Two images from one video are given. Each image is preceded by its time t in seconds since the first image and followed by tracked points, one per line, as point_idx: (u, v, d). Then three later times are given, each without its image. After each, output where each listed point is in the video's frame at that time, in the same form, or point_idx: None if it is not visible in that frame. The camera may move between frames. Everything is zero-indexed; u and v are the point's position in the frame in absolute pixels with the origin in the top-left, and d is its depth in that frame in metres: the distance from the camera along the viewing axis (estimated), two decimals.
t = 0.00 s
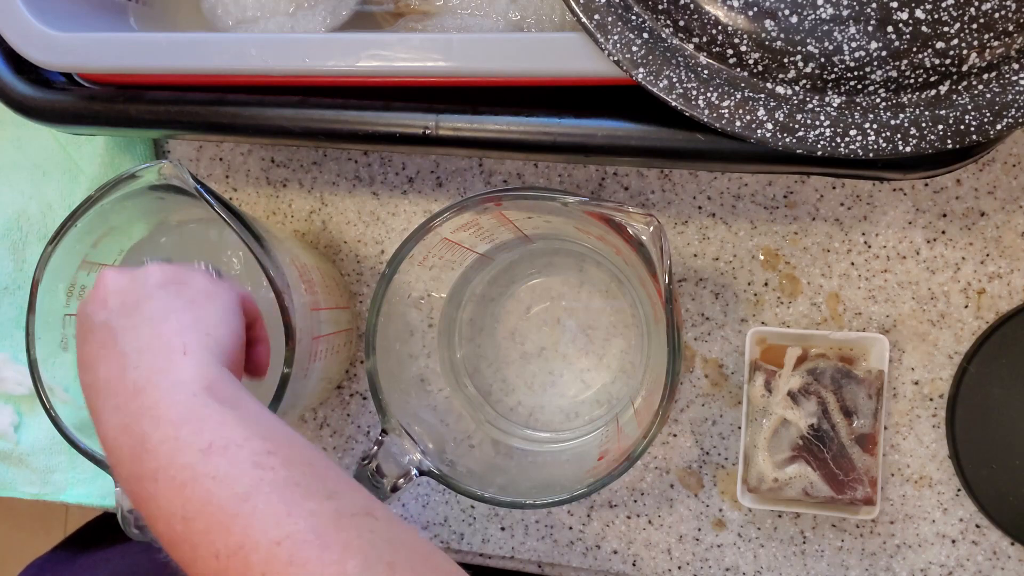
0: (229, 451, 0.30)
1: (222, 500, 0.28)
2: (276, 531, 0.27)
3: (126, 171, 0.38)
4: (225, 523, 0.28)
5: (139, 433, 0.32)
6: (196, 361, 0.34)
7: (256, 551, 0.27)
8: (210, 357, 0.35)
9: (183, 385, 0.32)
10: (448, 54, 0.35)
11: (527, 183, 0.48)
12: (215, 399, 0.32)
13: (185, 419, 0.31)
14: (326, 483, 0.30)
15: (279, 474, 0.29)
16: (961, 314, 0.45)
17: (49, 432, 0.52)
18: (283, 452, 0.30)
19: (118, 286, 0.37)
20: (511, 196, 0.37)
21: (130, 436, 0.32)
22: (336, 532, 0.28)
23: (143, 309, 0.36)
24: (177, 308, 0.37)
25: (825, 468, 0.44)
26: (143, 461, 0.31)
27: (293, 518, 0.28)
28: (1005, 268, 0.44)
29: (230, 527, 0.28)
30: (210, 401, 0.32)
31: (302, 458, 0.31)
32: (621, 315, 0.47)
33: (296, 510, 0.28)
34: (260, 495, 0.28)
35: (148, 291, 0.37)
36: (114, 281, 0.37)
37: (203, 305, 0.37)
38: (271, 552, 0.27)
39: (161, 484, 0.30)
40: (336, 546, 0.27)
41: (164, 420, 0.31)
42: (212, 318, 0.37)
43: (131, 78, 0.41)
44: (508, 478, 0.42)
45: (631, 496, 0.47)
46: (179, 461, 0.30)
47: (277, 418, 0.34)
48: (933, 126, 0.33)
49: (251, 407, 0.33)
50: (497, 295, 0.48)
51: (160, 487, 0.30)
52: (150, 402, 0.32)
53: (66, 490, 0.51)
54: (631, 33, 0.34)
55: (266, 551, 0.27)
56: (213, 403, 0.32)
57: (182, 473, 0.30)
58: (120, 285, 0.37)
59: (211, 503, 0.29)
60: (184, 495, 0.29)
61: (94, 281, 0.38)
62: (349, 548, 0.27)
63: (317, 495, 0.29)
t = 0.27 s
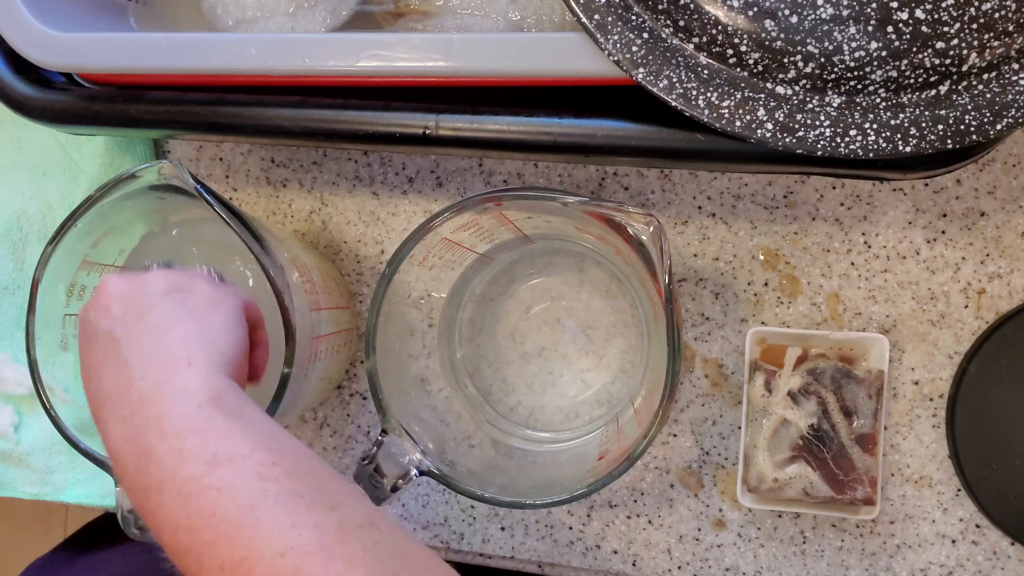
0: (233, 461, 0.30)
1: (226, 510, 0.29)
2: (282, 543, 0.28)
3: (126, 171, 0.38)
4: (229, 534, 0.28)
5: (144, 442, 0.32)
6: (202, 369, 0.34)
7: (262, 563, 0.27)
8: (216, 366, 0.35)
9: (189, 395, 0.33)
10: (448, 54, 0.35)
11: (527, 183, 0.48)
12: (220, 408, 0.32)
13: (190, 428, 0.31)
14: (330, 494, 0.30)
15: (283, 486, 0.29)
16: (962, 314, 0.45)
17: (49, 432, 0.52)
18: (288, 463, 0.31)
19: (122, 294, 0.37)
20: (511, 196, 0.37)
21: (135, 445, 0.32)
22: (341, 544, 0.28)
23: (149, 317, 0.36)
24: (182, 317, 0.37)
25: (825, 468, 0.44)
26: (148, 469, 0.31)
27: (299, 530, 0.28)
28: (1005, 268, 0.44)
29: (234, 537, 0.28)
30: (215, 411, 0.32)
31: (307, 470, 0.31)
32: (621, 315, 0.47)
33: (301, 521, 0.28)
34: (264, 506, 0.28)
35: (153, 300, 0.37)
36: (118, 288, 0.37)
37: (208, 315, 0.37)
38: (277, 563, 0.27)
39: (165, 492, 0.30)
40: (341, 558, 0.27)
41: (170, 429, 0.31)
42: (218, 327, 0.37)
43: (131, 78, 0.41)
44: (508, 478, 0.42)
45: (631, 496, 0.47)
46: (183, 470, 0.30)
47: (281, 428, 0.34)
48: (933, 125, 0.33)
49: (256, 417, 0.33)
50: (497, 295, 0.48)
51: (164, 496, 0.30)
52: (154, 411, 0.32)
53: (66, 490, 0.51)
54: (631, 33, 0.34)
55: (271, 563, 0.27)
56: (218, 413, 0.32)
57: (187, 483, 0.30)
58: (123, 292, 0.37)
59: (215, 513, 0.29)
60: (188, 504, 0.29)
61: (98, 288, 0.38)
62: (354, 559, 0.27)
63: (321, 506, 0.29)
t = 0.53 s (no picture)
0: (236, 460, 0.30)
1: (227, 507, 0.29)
2: (283, 541, 0.27)
3: (126, 171, 0.38)
4: (229, 530, 0.28)
5: (141, 438, 0.32)
6: (204, 371, 0.34)
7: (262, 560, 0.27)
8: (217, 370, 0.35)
9: (190, 395, 0.33)
10: (448, 54, 0.35)
11: (527, 183, 0.48)
12: (221, 409, 0.32)
13: (191, 426, 0.31)
14: (330, 494, 0.30)
15: (285, 484, 0.29)
16: (962, 314, 0.45)
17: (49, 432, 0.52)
18: (288, 463, 0.31)
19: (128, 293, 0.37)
20: (511, 196, 0.37)
21: (132, 439, 0.32)
22: (342, 542, 0.28)
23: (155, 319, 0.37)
24: (186, 320, 0.37)
25: (825, 468, 0.44)
26: (145, 464, 0.31)
27: (301, 527, 0.28)
28: (1005, 268, 0.44)
29: (234, 534, 0.28)
30: (216, 411, 0.32)
31: (307, 469, 0.31)
32: (621, 315, 0.47)
33: (304, 519, 0.28)
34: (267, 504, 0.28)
35: (158, 303, 0.37)
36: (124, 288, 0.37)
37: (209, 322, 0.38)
38: (278, 561, 0.27)
39: (163, 487, 0.30)
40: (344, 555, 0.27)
41: (171, 425, 0.31)
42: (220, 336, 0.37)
43: (131, 78, 0.41)
44: (508, 478, 0.42)
45: (630, 496, 0.47)
46: (183, 466, 0.30)
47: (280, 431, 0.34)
48: (933, 125, 0.33)
49: (256, 418, 0.33)
50: (497, 295, 0.48)
51: (161, 490, 0.30)
52: (155, 407, 0.32)
53: (66, 490, 0.51)
54: (631, 33, 0.34)
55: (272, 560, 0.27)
56: (220, 413, 0.32)
57: (187, 478, 0.30)
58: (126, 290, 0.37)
59: (215, 509, 0.29)
60: (187, 500, 0.29)
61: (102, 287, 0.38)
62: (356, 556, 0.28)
63: (322, 506, 0.29)
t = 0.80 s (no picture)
0: (240, 466, 0.30)
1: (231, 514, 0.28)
2: (287, 549, 0.27)
3: (126, 171, 0.38)
4: (233, 539, 0.28)
5: (146, 444, 0.31)
6: (207, 377, 0.34)
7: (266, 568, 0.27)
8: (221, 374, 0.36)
9: (193, 401, 0.33)
10: (448, 54, 0.36)
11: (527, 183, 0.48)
12: (225, 416, 0.32)
13: (195, 431, 0.31)
14: (333, 501, 0.30)
15: (289, 490, 0.29)
16: (962, 314, 0.45)
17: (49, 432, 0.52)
18: (292, 469, 0.31)
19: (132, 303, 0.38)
20: (511, 196, 0.37)
21: (137, 446, 0.32)
22: (346, 550, 0.27)
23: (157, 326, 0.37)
24: (187, 327, 0.37)
25: (825, 468, 0.44)
26: (150, 472, 0.31)
27: (306, 533, 0.27)
28: (1005, 268, 0.44)
29: (237, 542, 0.27)
30: (221, 418, 0.32)
31: (310, 477, 0.31)
32: (621, 315, 0.47)
33: (309, 526, 0.28)
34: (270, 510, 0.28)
35: (164, 311, 0.38)
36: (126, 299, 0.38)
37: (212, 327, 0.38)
38: (281, 568, 0.26)
39: (167, 495, 0.30)
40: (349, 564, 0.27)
41: (175, 431, 0.31)
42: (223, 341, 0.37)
43: (131, 78, 0.41)
44: (508, 478, 0.42)
45: (630, 496, 0.47)
46: (187, 473, 0.30)
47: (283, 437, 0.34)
48: (933, 125, 0.33)
49: (258, 423, 0.33)
50: (497, 295, 0.48)
51: (166, 498, 0.30)
52: (160, 413, 0.32)
53: (66, 490, 0.51)
54: (631, 33, 0.34)
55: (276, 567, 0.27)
56: (224, 420, 0.32)
57: (191, 485, 0.29)
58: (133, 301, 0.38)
59: (219, 516, 0.28)
60: (191, 506, 0.29)
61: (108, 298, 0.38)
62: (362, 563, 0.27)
63: (326, 513, 0.29)
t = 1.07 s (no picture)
0: (243, 497, 0.26)
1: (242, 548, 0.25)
2: None
3: (126, 172, 0.38)
4: None
5: (144, 459, 0.28)
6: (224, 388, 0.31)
7: None
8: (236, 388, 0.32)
9: (212, 407, 0.30)
10: (448, 55, 0.36)
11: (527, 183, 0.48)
12: (245, 427, 0.29)
13: (202, 446, 0.28)
14: (358, 526, 0.27)
15: (313, 515, 0.26)
16: (962, 314, 0.44)
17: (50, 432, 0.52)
18: (317, 490, 0.28)
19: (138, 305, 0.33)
20: (511, 196, 0.37)
21: (134, 461, 0.28)
22: None
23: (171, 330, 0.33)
24: (206, 335, 0.34)
25: (825, 468, 0.44)
26: (150, 490, 0.27)
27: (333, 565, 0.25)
28: (1005, 268, 0.44)
29: None
30: (241, 428, 0.29)
31: (332, 499, 0.28)
32: (621, 315, 0.47)
33: (338, 554, 0.25)
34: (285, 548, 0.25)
35: (172, 316, 0.34)
36: (129, 304, 0.33)
37: (221, 334, 0.34)
38: None
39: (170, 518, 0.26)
40: None
41: (176, 449, 0.28)
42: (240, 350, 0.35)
43: (131, 78, 0.41)
44: (508, 478, 0.42)
45: (631, 496, 0.47)
46: (189, 497, 0.26)
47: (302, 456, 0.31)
48: (933, 125, 0.33)
49: (278, 441, 0.30)
50: (497, 295, 0.48)
51: (169, 520, 0.26)
52: (160, 424, 0.28)
53: (66, 490, 0.51)
54: (631, 33, 0.34)
55: None
56: (245, 430, 0.29)
57: (195, 511, 0.26)
58: (136, 303, 0.33)
59: (228, 551, 0.25)
60: (196, 534, 0.26)
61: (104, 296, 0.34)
62: None
63: (353, 539, 0.26)
